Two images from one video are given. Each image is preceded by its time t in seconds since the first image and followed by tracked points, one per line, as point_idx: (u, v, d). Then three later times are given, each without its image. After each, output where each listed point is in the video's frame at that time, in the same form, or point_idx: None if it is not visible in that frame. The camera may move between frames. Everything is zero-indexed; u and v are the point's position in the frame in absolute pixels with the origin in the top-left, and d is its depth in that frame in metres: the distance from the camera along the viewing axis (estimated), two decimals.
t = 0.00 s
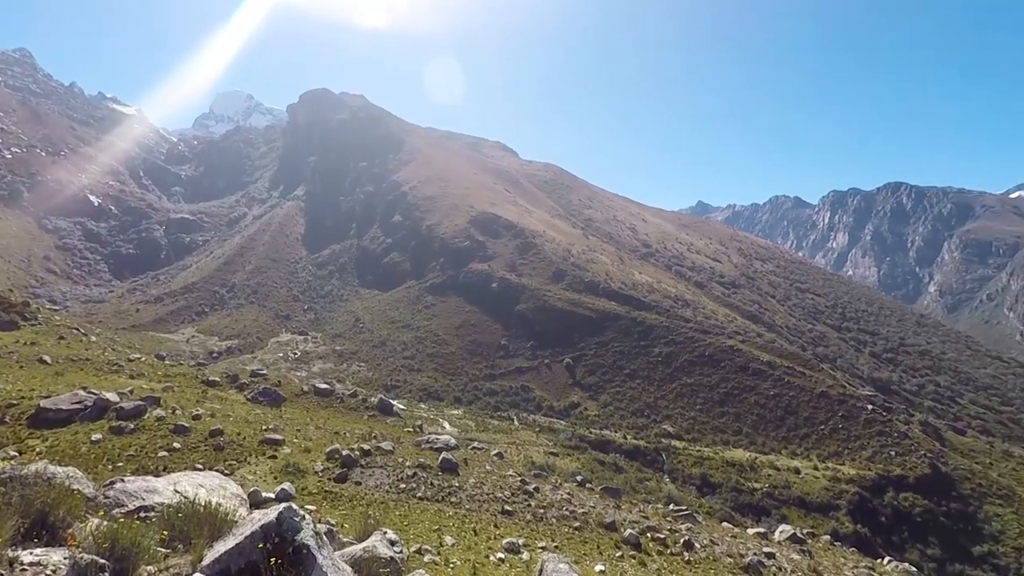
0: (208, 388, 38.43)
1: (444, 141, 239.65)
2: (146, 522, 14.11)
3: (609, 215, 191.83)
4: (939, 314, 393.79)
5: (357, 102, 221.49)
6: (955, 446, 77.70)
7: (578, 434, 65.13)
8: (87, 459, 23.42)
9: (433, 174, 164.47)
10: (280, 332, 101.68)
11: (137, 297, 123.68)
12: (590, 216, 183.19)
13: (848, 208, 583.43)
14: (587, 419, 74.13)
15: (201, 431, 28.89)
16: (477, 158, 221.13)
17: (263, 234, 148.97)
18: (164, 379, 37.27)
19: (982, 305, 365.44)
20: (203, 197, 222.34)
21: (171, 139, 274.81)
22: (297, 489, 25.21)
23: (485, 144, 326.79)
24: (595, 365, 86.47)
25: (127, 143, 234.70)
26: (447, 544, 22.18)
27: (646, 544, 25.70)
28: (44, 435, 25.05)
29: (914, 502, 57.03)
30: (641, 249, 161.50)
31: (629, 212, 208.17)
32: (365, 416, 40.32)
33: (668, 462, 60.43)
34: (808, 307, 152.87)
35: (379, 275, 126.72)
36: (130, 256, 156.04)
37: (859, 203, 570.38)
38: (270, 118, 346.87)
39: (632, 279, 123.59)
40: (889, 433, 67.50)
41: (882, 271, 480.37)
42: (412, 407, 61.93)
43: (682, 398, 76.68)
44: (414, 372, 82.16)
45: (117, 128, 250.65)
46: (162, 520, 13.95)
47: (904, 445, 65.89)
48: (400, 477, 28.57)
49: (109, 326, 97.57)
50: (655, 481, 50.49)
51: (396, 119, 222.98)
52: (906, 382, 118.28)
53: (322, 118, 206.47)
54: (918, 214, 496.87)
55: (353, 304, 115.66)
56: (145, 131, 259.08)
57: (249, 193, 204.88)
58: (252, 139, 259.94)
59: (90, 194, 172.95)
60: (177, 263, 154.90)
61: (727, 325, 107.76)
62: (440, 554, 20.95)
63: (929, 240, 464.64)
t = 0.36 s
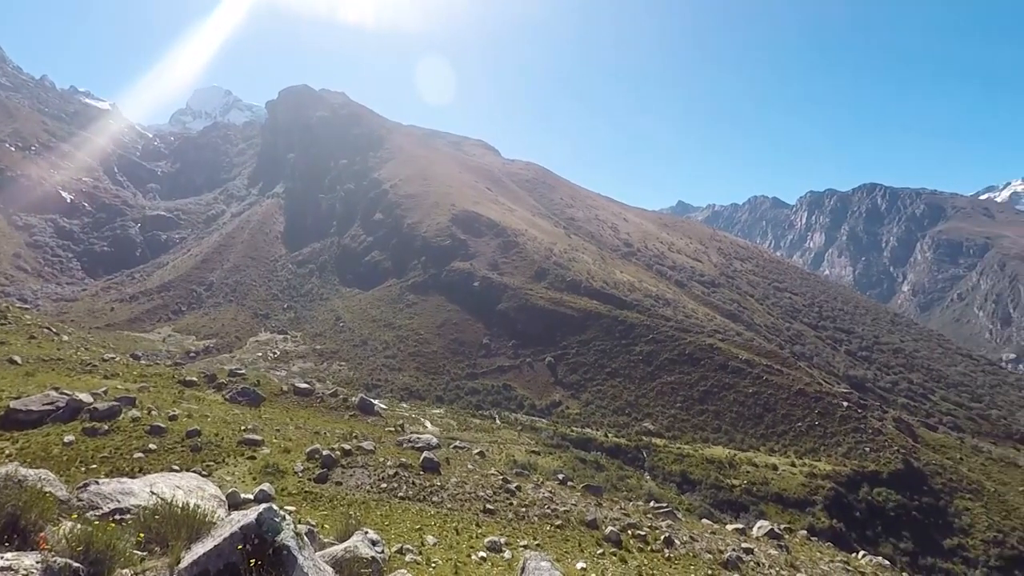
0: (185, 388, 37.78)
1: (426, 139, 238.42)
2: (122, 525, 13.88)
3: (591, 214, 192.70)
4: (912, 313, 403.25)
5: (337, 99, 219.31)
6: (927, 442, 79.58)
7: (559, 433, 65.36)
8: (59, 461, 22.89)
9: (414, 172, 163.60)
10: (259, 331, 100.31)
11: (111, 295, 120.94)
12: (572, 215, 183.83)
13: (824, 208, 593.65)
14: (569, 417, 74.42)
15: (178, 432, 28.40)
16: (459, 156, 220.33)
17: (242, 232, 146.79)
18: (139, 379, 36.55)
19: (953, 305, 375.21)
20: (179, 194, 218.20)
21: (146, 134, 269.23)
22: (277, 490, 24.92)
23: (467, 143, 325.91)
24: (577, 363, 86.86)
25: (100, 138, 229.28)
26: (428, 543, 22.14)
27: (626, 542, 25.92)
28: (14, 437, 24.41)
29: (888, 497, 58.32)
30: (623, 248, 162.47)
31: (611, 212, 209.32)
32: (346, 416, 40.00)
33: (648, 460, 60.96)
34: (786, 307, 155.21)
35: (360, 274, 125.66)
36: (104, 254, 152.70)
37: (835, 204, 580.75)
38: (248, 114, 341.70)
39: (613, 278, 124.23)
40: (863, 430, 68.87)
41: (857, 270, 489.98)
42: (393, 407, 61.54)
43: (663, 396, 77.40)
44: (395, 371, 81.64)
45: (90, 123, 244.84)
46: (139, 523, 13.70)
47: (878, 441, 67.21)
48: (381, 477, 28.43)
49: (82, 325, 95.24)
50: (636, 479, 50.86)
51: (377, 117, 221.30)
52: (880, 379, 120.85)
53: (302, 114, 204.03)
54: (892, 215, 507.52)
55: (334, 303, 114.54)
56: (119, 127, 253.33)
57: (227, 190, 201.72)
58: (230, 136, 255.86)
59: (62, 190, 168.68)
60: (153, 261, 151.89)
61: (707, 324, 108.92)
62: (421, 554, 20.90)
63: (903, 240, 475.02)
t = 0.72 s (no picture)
0: (164, 388, 37.18)
1: (410, 138, 237.27)
2: (100, 528, 13.61)
3: (575, 214, 193.41)
4: (889, 313, 411.68)
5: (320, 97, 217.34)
6: (904, 439, 81.16)
7: (543, 432, 65.51)
8: (34, 464, 22.41)
9: (398, 171, 162.76)
10: (240, 330, 99.08)
11: (87, 294, 118.53)
12: (556, 215, 184.28)
13: (804, 209, 602.65)
14: (553, 417, 74.61)
15: (157, 433, 27.93)
16: (443, 155, 219.63)
17: (222, 230, 144.75)
18: (116, 380, 35.84)
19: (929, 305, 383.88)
20: (158, 192, 214.68)
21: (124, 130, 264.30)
22: (259, 491, 24.67)
23: (451, 142, 325.04)
24: (561, 363, 87.14)
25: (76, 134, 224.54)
26: (412, 543, 22.06)
27: (610, 540, 26.09)
28: None
29: (865, 493, 59.39)
30: (606, 247, 163.36)
31: (595, 212, 210.29)
32: (328, 416, 39.67)
33: (631, 459, 61.43)
34: (767, 306, 157.29)
35: (344, 273, 124.67)
36: (80, 252, 149.69)
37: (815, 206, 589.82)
38: (229, 111, 337.11)
39: (597, 278, 124.73)
40: (842, 428, 70.04)
41: (836, 270, 498.47)
42: (376, 407, 61.16)
43: (646, 395, 77.98)
44: (378, 371, 81.13)
45: (66, 118, 239.70)
46: (117, 526, 13.48)
47: (856, 439, 68.34)
48: (365, 477, 28.25)
49: (57, 325, 93.21)
50: (619, 478, 51.20)
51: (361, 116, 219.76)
52: (858, 377, 123.04)
53: (285, 112, 201.86)
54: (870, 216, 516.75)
55: (316, 302, 113.50)
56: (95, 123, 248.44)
57: (208, 187, 198.87)
58: (210, 133, 252.17)
59: (37, 187, 164.94)
60: (131, 260, 149.22)
61: (690, 324, 109.92)
62: (405, 554, 20.84)
63: (881, 240, 484.28)
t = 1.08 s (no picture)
0: (143, 390, 36.58)
1: (395, 138, 236.33)
2: (76, 533, 13.35)
3: (560, 215, 193.98)
4: (869, 313, 418.88)
5: (304, 96, 215.50)
6: (883, 437, 82.55)
7: (529, 432, 65.64)
8: (8, 467, 21.91)
9: (384, 170, 161.97)
10: (222, 331, 97.93)
11: (64, 295, 116.33)
12: (542, 215, 184.64)
13: (786, 210, 610.37)
14: (538, 417, 74.78)
15: (136, 435, 27.49)
16: (428, 155, 218.91)
17: (204, 229, 142.90)
18: (95, 381, 35.19)
19: (907, 305, 391.27)
20: (138, 190, 211.28)
21: (102, 128, 259.72)
22: (240, 494, 24.38)
23: (437, 141, 324.19)
24: (546, 363, 87.41)
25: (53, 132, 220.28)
26: (396, 545, 21.96)
27: (594, 539, 26.20)
28: None
29: (846, 491, 60.25)
30: (591, 248, 164.02)
31: (580, 212, 211.10)
32: (312, 417, 39.40)
33: (616, 458, 61.76)
34: (749, 306, 159.05)
35: (327, 273, 123.67)
36: (57, 251, 146.82)
37: (796, 207, 597.72)
38: (212, 109, 333.04)
39: (582, 278, 125.20)
40: (823, 426, 71.01)
41: (818, 271, 505.60)
42: (360, 408, 60.81)
43: (630, 395, 78.44)
44: (362, 371, 80.62)
45: (42, 115, 235.03)
46: (94, 530, 13.25)
47: (836, 437, 69.30)
48: (348, 479, 28.05)
49: (32, 326, 91.31)
50: (603, 477, 51.45)
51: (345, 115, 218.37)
52: (838, 376, 124.91)
53: (268, 110, 199.82)
54: (850, 218, 524.89)
55: (300, 302, 112.52)
56: (73, 120, 243.94)
57: (189, 186, 196.12)
58: (192, 131, 249.01)
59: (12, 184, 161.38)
60: (109, 259, 146.69)
61: (674, 324, 110.74)
62: (390, 556, 20.73)
63: (861, 241, 492.17)
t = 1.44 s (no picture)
0: (125, 392, 36.03)
1: (381, 137, 235.30)
2: (52, 538, 13.13)
3: (547, 214, 194.38)
4: (852, 312, 425.02)
5: (289, 94, 213.97)
6: (865, 434, 83.73)
7: (516, 432, 65.72)
8: None
9: (370, 169, 161.16)
10: (205, 332, 96.86)
11: (43, 295, 114.30)
12: (528, 215, 184.81)
13: (771, 210, 616.78)
14: (525, 416, 74.85)
15: (117, 438, 27.09)
16: (415, 154, 218.16)
17: (187, 228, 141.13)
18: (75, 383, 34.57)
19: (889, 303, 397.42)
20: (120, 189, 208.20)
21: (82, 125, 255.54)
22: (224, 496, 24.11)
23: (423, 141, 323.21)
24: (533, 362, 87.53)
25: (32, 129, 216.39)
26: (383, 546, 21.85)
27: (581, 538, 26.27)
28: None
29: (829, 487, 60.99)
30: (578, 247, 164.45)
31: (567, 212, 211.63)
32: (297, 418, 39.07)
33: (603, 457, 62.08)
34: (734, 306, 160.53)
35: (313, 273, 122.71)
36: (36, 251, 144.01)
37: (780, 207, 604.18)
38: (194, 108, 329.10)
39: (569, 278, 125.49)
40: (806, 424, 71.81)
41: (801, 270, 511.60)
42: (346, 408, 60.46)
43: (617, 394, 78.79)
44: (349, 372, 80.14)
45: (20, 113, 230.75)
46: (71, 534, 13.02)
47: (819, 434, 70.09)
48: (334, 480, 27.84)
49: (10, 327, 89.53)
50: (590, 476, 51.66)
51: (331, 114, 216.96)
52: (821, 374, 126.52)
53: (252, 109, 197.75)
54: (833, 218, 531.73)
55: (285, 302, 111.57)
56: (52, 118, 239.80)
57: (171, 185, 193.45)
58: (175, 130, 245.89)
59: None
60: (90, 259, 144.34)
61: (660, 323, 111.39)
62: (376, 557, 20.63)
63: (843, 240, 498.86)
